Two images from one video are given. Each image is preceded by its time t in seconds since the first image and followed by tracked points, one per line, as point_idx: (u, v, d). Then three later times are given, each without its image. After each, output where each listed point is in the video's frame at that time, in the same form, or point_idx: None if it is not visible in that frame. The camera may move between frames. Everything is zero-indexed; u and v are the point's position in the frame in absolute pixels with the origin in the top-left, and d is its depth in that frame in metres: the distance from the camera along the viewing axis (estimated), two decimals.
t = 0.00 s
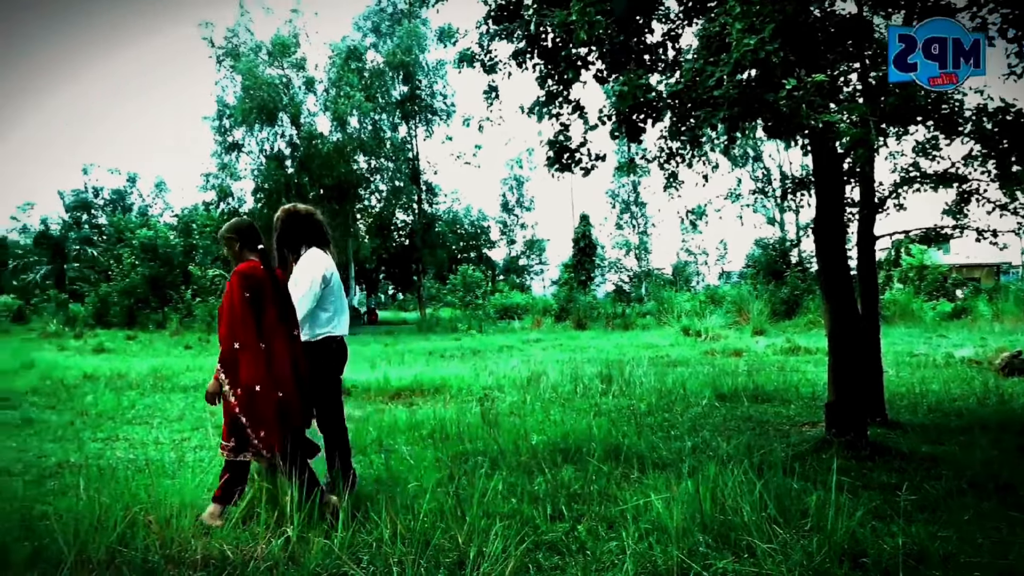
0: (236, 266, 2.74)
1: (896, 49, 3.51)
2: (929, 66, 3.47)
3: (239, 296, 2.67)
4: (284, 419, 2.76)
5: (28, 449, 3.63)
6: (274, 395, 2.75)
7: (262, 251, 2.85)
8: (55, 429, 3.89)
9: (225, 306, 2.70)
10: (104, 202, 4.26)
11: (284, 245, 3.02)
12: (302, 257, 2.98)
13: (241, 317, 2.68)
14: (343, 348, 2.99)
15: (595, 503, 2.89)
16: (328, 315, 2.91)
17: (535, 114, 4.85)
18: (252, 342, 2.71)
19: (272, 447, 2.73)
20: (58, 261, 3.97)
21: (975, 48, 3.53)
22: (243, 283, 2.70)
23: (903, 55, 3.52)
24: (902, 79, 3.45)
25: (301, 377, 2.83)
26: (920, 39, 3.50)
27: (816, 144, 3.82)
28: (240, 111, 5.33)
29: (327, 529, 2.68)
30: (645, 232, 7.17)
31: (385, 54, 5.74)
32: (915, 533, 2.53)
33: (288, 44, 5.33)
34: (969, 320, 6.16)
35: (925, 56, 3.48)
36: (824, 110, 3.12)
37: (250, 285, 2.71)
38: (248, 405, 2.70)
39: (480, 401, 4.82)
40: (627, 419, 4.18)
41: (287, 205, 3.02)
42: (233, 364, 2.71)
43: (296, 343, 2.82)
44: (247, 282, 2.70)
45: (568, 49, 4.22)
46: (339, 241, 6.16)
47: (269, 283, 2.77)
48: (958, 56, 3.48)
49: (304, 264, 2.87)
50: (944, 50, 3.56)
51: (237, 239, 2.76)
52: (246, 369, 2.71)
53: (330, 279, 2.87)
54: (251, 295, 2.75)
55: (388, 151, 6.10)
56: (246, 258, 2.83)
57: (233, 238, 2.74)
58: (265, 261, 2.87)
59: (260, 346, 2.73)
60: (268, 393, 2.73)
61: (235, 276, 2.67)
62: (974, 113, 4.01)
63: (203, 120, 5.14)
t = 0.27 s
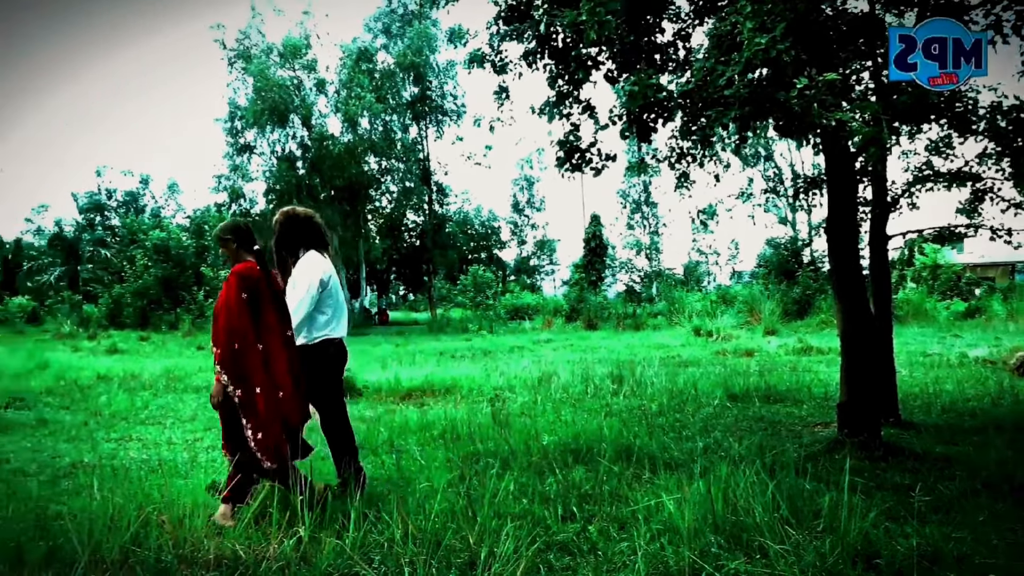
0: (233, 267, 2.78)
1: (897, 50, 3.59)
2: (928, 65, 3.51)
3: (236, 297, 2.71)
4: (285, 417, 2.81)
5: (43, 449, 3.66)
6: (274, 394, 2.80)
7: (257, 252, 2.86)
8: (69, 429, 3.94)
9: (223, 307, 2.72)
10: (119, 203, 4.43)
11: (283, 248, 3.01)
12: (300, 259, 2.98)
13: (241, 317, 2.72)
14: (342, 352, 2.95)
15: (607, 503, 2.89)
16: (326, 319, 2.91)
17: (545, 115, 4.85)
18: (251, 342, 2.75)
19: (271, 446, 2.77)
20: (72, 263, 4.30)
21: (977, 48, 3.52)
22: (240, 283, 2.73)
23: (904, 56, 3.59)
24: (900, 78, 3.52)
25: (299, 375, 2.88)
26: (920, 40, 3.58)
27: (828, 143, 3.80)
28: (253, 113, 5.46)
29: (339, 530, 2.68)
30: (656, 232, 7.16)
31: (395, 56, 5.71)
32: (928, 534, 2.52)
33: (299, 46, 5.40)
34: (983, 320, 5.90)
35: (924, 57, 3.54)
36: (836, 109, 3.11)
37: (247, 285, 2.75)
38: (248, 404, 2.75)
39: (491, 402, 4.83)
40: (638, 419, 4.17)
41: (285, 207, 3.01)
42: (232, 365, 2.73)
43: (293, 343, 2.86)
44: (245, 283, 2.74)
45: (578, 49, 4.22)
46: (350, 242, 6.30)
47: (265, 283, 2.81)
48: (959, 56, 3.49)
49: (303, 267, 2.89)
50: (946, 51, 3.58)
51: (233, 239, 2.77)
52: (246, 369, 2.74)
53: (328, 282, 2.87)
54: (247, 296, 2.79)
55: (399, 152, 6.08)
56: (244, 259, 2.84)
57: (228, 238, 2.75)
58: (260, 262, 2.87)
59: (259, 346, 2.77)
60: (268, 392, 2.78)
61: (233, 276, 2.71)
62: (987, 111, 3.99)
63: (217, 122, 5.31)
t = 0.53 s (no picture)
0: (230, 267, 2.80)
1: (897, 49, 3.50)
2: (928, 66, 3.44)
3: (234, 297, 2.72)
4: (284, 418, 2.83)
5: (52, 449, 3.68)
6: (273, 395, 2.81)
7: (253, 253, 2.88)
8: (78, 430, 3.98)
9: (220, 308, 2.73)
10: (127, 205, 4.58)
11: (279, 251, 2.98)
12: (297, 263, 2.93)
13: (239, 319, 2.73)
14: (338, 355, 2.93)
15: (613, 504, 2.89)
16: (322, 323, 2.88)
17: (551, 116, 4.86)
18: (250, 343, 2.77)
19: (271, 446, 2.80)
20: (81, 264, 4.46)
21: (978, 48, 3.45)
22: (237, 284, 2.75)
23: (904, 55, 3.50)
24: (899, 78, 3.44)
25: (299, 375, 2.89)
26: (920, 39, 3.48)
27: (836, 142, 3.79)
28: (260, 115, 5.49)
29: (346, 530, 2.68)
30: (663, 232, 7.15)
31: (401, 57, 5.80)
32: (938, 535, 2.51)
33: (307, 47, 5.54)
34: (993, 320, 5.81)
35: (924, 57, 3.46)
36: (844, 109, 3.10)
37: (244, 286, 2.77)
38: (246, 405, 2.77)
39: (499, 402, 4.83)
40: (645, 420, 4.16)
41: (281, 210, 2.96)
42: (231, 366, 2.74)
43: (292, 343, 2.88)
44: (242, 284, 2.76)
45: (585, 49, 4.23)
46: (359, 244, 6.32)
47: (262, 284, 2.82)
48: (960, 57, 3.42)
49: (299, 271, 2.84)
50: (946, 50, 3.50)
51: (226, 239, 2.80)
52: (245, 370, 2.76)
53: (324, 286, 2.84)
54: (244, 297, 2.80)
55: (406, 153, 6.20)
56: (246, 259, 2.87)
57: (223, 239, 2.79)
58: (256, 262, 2.91)
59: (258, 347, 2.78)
60: (268, 392, 2.80)
61: (230, 277, 2.73)
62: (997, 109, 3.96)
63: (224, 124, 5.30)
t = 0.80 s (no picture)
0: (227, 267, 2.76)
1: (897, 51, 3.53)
2: (929, 65, 3.48)
3: (232, 298, 2.69)
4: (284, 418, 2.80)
5: (62, 450, 3.71)
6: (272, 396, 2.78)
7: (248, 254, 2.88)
8: (87, 431, 4.02)
9: (218, 309, 2.70)
10: (136, 208, 4.80)
11: (276, 253, 3.03)
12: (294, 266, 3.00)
13: (238, 320, 2.70)
14: (332, 358, 2.97)
15: (621, 505, 2.88)
16: (318, 326, 2.94)
17: (558, 116, 4.85)
18: (248, 344, 2.74)
19: (272, 447, 2.78)
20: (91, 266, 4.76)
21: (978, 49, 3.52)
22: (235, 284, 2.71)
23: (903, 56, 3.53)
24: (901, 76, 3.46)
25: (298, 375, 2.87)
26: (920, 40, 3.53)
27: (844, 141, 3.78)
28: (267, 115, 5.53)
29: (354, 531, 2.69)
30: (670, 232, 7.13)
31: (408, 59, 5.95)
32: (947, 536, 2.50)
33: (314, 49, 5.61)
34: (1003, 320, 5.73)
35: (925, 57, 3.49)
36: (851, 108, 3.09)
37: (242, 286, 2.73)
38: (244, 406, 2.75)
39: (506, 403, 4.83)
40: (652, 421, 4.14)
41: (279, 213, 3.04)
42: (229, 367, 2.71)
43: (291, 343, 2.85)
44: (240, 284, 2.72)
45: (591, 49, 4.22)
46: (365, 244, 6.05)
47: (260, 284, 2.79)
48: (959, 56, 3.47)
49: (294, 275, 2.91)
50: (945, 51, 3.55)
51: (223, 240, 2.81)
52: (244, 371, 2.73)
53: (318, 290, 2.90)
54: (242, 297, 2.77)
55: (412, 154, 6.19)
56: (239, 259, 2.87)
57: (218, 239, 2.79)
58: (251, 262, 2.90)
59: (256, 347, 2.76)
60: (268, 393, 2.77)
61: (227, 278, 2.69)
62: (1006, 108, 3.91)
63: (232, 125, 5.31)
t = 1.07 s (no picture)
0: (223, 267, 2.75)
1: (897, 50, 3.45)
2: (929, 66, 3.41)
3: (229, 298, 2.67)
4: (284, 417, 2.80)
5: (73, 450, 3.73)
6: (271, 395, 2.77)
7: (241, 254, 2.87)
8: (98, 431, 4.06)
9: (215, 309, 2.68)
10: (146, 209, 4.78)
11: (270, 253, 3.03)
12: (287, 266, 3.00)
13: (236, 319, 2.69)
14: (325, 355, 3.01)
15: (629, 506, 2.88)
16: (311, 326, 2.95)
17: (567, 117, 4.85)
18: (247, 343, 2.73)
19: (272, 447, 2.76)
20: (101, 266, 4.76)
21: (980, 49, 3.46)
22: (231, 284, 2.70)
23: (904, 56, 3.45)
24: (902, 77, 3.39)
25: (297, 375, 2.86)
26: (919, 39, 3.43)
27: (853, 141, 3.76)
28: (276, 117, 5.61)
29: (363, 532, 2.70)
30: (679, 232, 7.11)
31: (417, 60, 5.94)
32: (958, 539, 2.49)
33: (323, 51, 5.63)
34: (1014, 320, 5.71)
35: (925, 57, 3.42)
36: (861, 108, 3.09)
37: (238, 286, 2.72)
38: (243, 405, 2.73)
39: (515, 404, 4.83)
40: (661, 422, 4.13)
41: (273, 212, 3.03)
42: (228, 367, 2.70)
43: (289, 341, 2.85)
44: (237, 284, 2.71)
45: (600, 50, 4.21)
46: (375, 245, 6.11)
47: (257, 284, 2.78)
48: (958, 57, 3.41)
49: (287, 276, 2.92)
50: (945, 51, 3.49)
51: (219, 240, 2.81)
52: (243, 371, 2.72)
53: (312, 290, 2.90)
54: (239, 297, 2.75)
55: (421, 155, 6.12)
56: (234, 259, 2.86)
57: (212, 239, 2.78)
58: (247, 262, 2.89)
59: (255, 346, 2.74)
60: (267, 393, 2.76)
61: (224, 278, 2.67)
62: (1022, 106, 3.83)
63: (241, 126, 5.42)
